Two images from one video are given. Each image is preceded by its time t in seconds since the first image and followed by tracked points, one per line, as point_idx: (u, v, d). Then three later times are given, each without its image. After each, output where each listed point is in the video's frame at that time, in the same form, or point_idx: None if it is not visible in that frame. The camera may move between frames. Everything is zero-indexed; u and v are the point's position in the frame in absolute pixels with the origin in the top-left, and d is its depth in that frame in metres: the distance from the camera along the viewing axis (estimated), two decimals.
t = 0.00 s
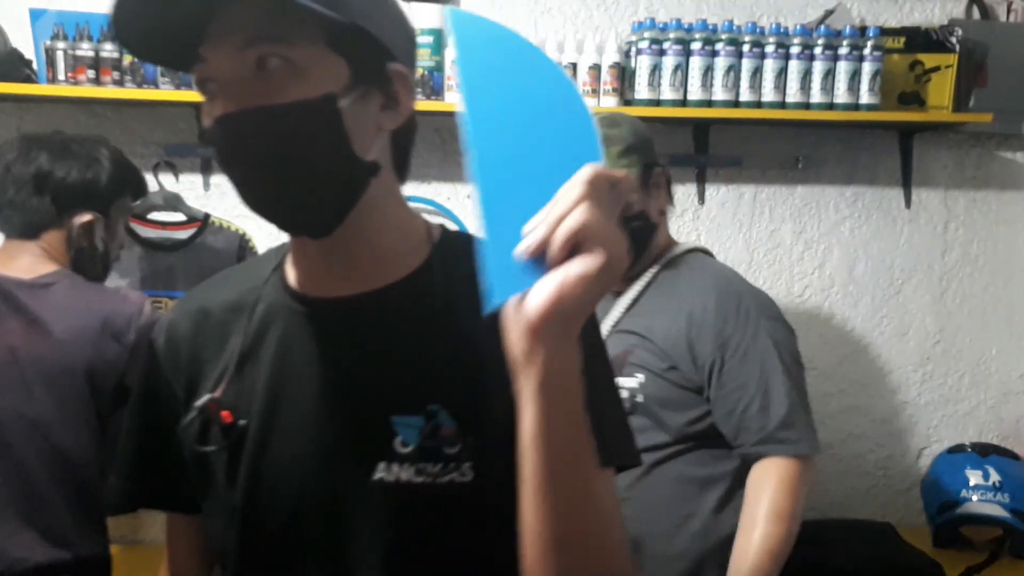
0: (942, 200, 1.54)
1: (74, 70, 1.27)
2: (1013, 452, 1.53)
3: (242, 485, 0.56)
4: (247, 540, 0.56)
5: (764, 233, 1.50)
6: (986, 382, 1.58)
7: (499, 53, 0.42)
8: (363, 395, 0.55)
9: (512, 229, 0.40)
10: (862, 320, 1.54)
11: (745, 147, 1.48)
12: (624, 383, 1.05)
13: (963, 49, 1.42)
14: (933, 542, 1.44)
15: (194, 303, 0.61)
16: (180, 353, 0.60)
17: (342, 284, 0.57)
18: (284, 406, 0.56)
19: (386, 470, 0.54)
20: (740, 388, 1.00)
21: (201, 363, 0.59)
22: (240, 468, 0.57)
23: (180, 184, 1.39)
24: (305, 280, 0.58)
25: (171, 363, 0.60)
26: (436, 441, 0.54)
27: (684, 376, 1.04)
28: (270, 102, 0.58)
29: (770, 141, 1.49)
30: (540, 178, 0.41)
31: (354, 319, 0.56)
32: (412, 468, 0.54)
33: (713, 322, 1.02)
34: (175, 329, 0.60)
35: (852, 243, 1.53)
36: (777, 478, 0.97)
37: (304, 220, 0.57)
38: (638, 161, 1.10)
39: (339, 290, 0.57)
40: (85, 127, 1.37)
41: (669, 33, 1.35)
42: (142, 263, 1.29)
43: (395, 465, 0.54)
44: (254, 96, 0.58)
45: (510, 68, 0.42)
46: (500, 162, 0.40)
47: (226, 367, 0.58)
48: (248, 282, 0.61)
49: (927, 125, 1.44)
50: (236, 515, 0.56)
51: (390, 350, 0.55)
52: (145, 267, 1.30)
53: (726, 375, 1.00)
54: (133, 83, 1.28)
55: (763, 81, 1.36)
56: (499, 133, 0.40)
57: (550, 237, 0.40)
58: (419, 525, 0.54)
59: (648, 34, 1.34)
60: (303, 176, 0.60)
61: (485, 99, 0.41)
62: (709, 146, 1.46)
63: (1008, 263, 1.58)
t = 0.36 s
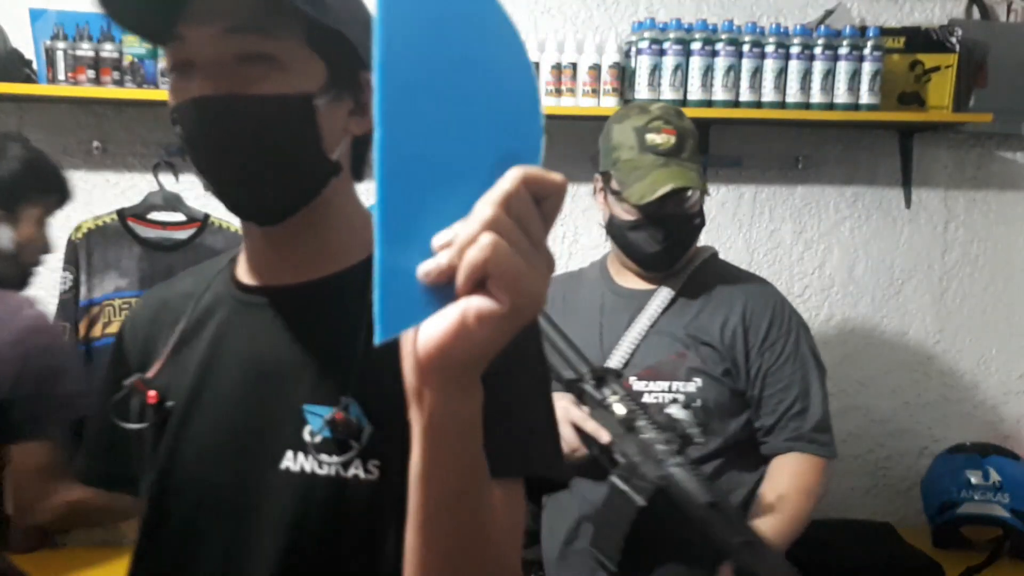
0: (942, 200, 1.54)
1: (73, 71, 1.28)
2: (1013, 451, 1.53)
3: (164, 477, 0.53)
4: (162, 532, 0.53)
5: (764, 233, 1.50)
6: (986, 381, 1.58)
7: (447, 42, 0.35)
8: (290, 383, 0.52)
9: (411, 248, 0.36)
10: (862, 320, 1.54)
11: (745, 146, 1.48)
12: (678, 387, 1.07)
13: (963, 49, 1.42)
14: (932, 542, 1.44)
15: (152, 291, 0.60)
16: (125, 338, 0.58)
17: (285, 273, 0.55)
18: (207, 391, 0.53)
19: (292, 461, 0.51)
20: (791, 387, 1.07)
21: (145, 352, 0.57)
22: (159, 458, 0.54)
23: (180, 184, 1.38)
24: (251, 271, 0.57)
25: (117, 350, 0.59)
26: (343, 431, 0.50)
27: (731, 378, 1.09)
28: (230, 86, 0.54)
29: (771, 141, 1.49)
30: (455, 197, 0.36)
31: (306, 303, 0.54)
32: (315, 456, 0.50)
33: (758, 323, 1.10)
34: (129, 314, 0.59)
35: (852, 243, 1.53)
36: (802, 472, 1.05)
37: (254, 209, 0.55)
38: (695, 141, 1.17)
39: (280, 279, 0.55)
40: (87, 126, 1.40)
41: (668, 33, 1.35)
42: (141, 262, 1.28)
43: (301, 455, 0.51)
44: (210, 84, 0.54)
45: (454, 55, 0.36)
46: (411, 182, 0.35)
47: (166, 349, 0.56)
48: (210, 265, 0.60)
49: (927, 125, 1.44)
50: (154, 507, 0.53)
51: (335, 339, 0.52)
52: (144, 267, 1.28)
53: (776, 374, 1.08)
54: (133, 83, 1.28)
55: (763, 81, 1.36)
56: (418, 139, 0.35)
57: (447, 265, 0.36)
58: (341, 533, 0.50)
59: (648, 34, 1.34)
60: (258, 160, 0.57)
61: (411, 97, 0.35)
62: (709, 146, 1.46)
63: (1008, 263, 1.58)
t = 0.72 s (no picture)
0: (942, 200, 1.54)
1: (74, 70, 1.27)
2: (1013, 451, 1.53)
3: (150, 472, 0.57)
4: (148, 526, 0.57)
5: (764, 233, 1.50)
6: (986, 382, 1.58)
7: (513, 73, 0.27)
8: (290, 383, 0.59)
9: (439, 346, 0.27)
10: (863, 320, 1.54)
11: (746, 146, 1.48)
12: (706, 391, 1.05)
13: (963, 49, 1.42)
14: (932, 543, 1.44)
15: (96, 297, 0.63)
16: (87, 341, 0.60)
17: (281, 272, 0.61)
18: (206, 389, 0.59)
19: (314, 453, 0.58)
20: (804, 388, 1.10)
21: (116, 352, 0.60)
22: (149, 459, 0.58)
23: (180, 184, 1.43)
24: (238, 271, 0.62)
25: (73, 353, 0.60)
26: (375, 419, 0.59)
27: (752, 381, 1.09)
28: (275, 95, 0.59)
29: (771, 141, 1.49)
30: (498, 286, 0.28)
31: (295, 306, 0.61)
32: (333, 450, 0.58)
33: (772, 326, 1.11)
34: (82, 319, 0.61)
35: (852, 243, 1.53)
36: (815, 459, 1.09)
37: (272, 212, 0.59)
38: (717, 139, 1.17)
39: (277, 279, 0.61)
40: (87, 127, 1.40)
41: (668, 34, 1.35)
42: (141, 263, 1.27)
43: (321, 448, 0.58)
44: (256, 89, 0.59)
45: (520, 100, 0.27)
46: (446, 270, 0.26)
47: (144, 352, 0.60)
48: (167, 275, 0.64)
49: (927, 125, 1.44)
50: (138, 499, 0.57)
51: (326, 340, 0.60)
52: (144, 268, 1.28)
53: (791, 375, 1.10)
54: (132, 83, 1.27)
55: (763, 81, 1.36)
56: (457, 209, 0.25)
57: (481, 371, 0.28)
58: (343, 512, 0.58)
59: (648, 34, 1.34)
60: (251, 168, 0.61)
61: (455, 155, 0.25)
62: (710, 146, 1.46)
63: (1008, 263, 1.58)
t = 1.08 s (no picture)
0: (941, 200, 1.54)
1: (74, 70, 1.27)
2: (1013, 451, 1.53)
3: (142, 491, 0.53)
4: (144, 548, 0.53)
5: (764, 233, 1.50)
6: (986, 381, 1.58)
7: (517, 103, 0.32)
8: (283, 387, 0.55)
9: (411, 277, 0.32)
10: (863, 320, 1.54)
11: (746, 146, 1.48)
12: (702, 392, 1.05)
13: (963, 49, 1.42)
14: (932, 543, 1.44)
15: (53, 301, 0.56)
16: (48, 353, 0.53)
17: (258, 273, 0.57)
18: (198, 401, 0.54)
19: (310, 455, 0.55)
20: (794, 387, 1.12)
21: (86, 363, 0.54)
22: (141, 474, 0.53)
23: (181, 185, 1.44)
24: (214, 275, 0.57)
25: (33, 365, 0.53)
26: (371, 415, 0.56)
27: (744, 380, 1.10)
28: (253, 92, 0.55)
29: (771, 141, 1.49)
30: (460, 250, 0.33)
31: (285, 310, 0.56)
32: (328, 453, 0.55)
33: (763, 327, 1.12)
34: (41, 327, 0.54)
35: (851, 243, 1.53)
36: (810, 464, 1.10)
37: (259, 217, 0.56)
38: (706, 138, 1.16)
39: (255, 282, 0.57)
40: (86, 127, 1.41)
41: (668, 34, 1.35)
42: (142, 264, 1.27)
43: (314, 452, 0.55)
44: (235, 86, 0.55)
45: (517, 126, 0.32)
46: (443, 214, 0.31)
47: (121, 363, 0.54)
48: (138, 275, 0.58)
49: (927, 125, 1.44)
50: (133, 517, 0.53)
51: (322, 344, 0.57)
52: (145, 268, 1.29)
53: (781, 374, 1.11)
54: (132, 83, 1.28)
55: (763, 81, 1.36)
56: (454, 173, 0.30)
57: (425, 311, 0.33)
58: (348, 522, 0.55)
59: (648, 34, 1.35)
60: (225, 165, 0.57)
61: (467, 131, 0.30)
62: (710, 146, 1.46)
63: (1007, 263, 1.58)
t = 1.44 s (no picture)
0: (945, 200, 1.54)
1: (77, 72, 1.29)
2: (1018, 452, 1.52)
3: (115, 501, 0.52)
4: (118, 562, 0.52)
5: (767, 233, 1.50)
6: (990, 382, 1.58)
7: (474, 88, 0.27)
8: (255, 392, 0.54)
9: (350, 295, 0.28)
10: (866, 321, 1.54)
11: (749, 146, 1.48)
12: (693, 390, 1.05)
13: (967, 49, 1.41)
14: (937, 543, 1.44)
15: (13, 310, 0.55)
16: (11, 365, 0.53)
17: (219, 271, 0.55)
18: (166, 407, 0.54)
19: (286, 458, 0.54)
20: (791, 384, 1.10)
21: (52, 373, 0.54)
22: (113, 487, 0.52)
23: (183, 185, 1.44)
24: (173, 272, 0.55)
25: None
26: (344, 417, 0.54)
27: (739, 377, 1.09)
28: (189, 77, 0.53)
29: (774, 142, 1.49)
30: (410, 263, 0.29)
31: (250, 307, 0.55)
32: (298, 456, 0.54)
33: (762, 326, 1.10)
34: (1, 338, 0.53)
35: (855, 243, 1.52)
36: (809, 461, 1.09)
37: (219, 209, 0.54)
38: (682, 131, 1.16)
39: (214, 281, 0.55)
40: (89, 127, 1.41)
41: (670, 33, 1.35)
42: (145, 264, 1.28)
43: (287, 456, 0.54)
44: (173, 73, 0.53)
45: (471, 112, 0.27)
46: (383, 230, 0.26)
47: (87, 371, 0.54)
48: (103, 275, 0.57)
49: (930, 125, 1.44)
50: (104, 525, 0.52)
51: (297, 342, 0.55)
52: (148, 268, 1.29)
53: (780, 373, 1.09)
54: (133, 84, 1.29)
55: (766, 81, 1.36)
56: (395, 185, 0.25)
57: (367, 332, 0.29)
58: (330, 518, 0.55)
59: (651, 35, 1.35)
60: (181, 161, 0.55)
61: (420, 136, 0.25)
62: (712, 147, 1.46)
63: (1010, 263, 1.57)
